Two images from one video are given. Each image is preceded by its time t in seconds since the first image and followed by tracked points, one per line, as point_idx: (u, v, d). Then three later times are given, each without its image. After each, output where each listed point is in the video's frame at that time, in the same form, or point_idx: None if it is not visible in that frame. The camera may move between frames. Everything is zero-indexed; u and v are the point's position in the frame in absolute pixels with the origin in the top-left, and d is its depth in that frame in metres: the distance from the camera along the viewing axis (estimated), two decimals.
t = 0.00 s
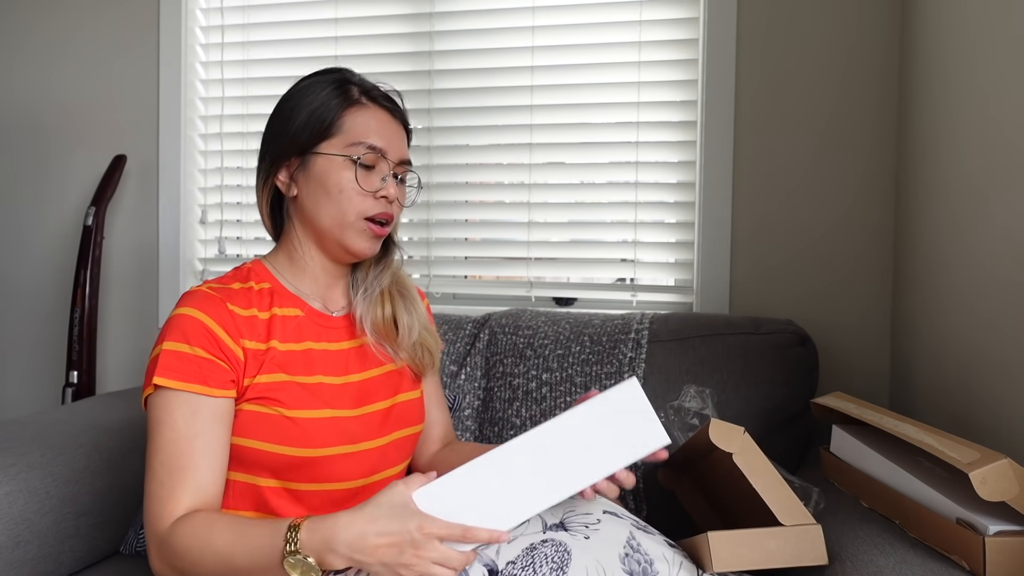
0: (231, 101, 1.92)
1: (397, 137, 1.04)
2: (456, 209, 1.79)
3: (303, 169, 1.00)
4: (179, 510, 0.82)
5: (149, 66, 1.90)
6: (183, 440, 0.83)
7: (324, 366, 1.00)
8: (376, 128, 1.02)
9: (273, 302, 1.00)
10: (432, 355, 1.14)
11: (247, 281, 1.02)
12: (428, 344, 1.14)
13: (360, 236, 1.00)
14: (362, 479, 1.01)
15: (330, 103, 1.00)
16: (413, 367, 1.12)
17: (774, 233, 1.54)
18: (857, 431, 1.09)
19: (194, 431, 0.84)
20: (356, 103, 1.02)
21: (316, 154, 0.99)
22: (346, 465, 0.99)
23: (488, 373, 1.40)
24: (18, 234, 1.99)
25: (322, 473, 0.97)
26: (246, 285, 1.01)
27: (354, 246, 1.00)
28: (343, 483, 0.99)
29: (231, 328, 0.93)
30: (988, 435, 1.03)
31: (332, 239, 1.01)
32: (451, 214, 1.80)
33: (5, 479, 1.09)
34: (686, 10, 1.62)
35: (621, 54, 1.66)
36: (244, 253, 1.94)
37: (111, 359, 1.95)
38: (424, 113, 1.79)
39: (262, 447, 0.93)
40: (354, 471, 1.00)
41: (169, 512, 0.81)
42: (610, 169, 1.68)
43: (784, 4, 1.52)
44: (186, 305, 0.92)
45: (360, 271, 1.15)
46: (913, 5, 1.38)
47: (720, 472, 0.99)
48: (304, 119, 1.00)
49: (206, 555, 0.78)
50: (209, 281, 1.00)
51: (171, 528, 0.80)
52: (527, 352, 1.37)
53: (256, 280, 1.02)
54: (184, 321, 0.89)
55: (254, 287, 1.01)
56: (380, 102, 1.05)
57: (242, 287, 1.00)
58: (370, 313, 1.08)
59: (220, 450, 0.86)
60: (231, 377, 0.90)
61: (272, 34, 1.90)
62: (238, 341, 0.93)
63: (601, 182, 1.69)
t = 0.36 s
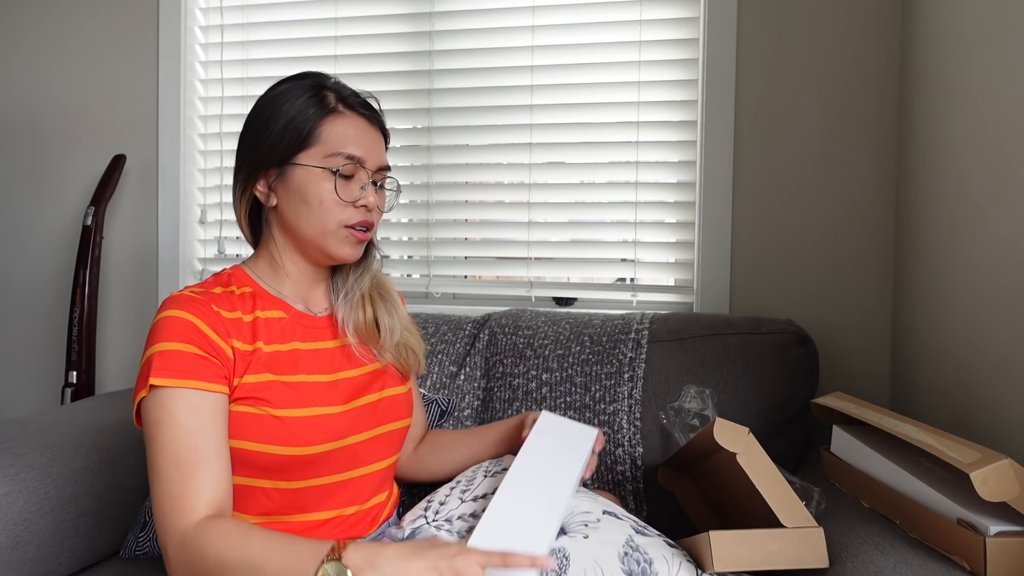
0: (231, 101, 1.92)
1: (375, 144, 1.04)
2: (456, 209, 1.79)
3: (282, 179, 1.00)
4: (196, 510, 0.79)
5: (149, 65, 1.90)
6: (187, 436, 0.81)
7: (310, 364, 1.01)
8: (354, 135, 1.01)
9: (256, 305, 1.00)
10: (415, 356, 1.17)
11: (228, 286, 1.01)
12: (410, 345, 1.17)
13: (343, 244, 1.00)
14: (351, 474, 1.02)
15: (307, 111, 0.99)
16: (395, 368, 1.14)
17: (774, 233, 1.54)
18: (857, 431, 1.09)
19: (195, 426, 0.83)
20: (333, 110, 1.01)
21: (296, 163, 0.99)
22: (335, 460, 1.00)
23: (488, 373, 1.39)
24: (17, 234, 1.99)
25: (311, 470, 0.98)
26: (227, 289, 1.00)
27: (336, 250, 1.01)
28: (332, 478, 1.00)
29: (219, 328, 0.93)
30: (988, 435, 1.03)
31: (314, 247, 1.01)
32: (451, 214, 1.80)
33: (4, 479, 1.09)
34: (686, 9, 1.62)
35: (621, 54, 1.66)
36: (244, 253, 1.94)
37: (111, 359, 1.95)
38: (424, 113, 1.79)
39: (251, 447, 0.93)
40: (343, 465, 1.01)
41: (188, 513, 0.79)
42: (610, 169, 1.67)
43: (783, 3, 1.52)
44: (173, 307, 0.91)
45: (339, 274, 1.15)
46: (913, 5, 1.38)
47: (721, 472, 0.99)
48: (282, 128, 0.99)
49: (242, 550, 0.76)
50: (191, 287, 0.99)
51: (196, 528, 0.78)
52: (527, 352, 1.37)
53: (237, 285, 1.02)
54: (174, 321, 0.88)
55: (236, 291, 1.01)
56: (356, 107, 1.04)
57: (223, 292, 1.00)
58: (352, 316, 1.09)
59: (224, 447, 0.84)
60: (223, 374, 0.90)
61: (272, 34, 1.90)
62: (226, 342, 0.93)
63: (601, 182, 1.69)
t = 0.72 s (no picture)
0: (231, 101, 1.92)
1: (385, 146, 1.03)
2: (456, 209, 1.79)
3: (288, 182, 1.00)
4: (218, 507, 0.79)
5: (149, 65, 1.90)
6: (203, 438, 0.81)
7: (316, 368, 1.01)
8: (360, 136, 1.01)
9: (263, 307, 1.00)
10: (420, 358, 1.14)
11: (235, 287, 1.01)
12: (415, 347, 1.14)
13: (347, 249, 1.00)
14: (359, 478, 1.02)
15: (314, 112, 0.99)
16: (401, 371, 1.12)
17: (774, 233, 1.54)
18: (857, 431, 1.09)
19: (210, 427, 0.83)
20: (340, 111, 1.01)
21: (303, 165, 0.99)
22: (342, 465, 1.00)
23: (488, 374, 1.39)
24: (17, 233, 1.99)
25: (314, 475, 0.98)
26: (235, 291, 1.01)
27: (343, 255, 1.00)
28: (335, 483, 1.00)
29: (227, 331, 0.93)
30: (988, 435, 1.03)
31: (319, 251, 1.01)
32: (451, 214, 1.80)
33: (5, 479, 1.09)
34: (686, 9, 1.62)
35: (621, 55, 1.66)
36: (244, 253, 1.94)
37: (111, 359, 1.95)
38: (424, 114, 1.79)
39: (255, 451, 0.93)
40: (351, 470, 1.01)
41: (208, 510, 0.79)
42: (610, 169, 1.68)
43: (783, 4, 1.52)
44: (179, 309, 0.91)
45: (343, 275, 1.14)
46: (913, 5, 1.38)
47: (721, 473, 0.99)
48: (289, 130, 0.99)
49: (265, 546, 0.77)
50: (197, 288, 0.99)
51: (219, 526, 0.78)
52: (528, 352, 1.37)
53: (244, 286, 1.02)
54: (182, 325, 0.88)
55: (244, 292, 1.01)
56: (364, 109, 1.04)
57: (231, 293, 1.00)
58: (354, 319, 1.08)
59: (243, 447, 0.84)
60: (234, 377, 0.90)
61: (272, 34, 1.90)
62: (235, 344, 0.93)
63: (601, 182, 1.69)
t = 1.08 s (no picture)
0: (231, 101, 1.92)
1: (387, 139, 1.03)
2: (456, 209, 1.79)
3: (292, 179, 1.01)
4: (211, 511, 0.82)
5: (149, 64, 1.90)
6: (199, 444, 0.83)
7: (316, 373, 1.00)
8: (360, 130, 1.00)
9: (266, 309, 1.00)
10: (425, 371, 1.14)
11: (238, 287, 1.01)
12: (422, 360, 1.14)
13: (351, 245, 0.99)
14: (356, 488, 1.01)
15: (314, 109, 1.00)
16: (405, 382, 1.11)
17: (774, 233, 1.54)
18: (857, 431, 1.09)
19: (205, 435, 0.84)
20: (340, 107, 1.01)
21: (304, 162, 0.99)
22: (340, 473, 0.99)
23: (488, 374, 1.39)
24: (17, 233, 1.99)
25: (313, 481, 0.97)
26: (238, 290, 1.01)
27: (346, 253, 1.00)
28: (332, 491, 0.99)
29: (226, 334, 0.93)
30: (988, 435, 1.03)
31: (324, 249, 1.01)
32: (451, 214, 1.80)
33: (5, 479, 1.09)
34: (686, 9, 1.62)
35: (621, 55, 1.66)
36: (244, 253, 1.94)
37: (111, 359, 1.95)
38: (424, 114, 1.79)
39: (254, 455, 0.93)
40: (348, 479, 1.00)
41: (202, 514, 0.82)
42: (610, 169, 1.68)
43: (783, 4, 1.52)
44: (177, 310, 0.91)
45: (355, 275, 1.15)
46: (913, 4, 1.38)
47: (721, 473, 0.99)
48: (290, 129, 1.00)
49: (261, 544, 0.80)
50: (200, 286, 0.99)
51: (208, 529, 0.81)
52: (527, 352, 1.37)
53: (248, 286, 1.02)
54: (180, 329, 0.89)
55: (246, 292, 1.01)
56: (364, 103, 1.04)
57: (234, 293, 1.00)
58: (362, 325, 1.08)
59: (240, 452, 0.86)
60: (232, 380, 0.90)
61: (272, 34, 1.90)
62: (234, 346, 0.93)
63: (601, 182, 1.69)
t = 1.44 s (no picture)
0: (231, 101, 1.92)
1: (392, 137, 1.04)
2: (456, 209, 1.79)
3: (299, 177, 1.01)
4: (211, 514, 0.82)
5: (149, 64, 1.90)
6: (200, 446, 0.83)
7: (317, 373, 1.00)
8: (367, 128, 1.01)
9: (268, 309, 1.00)
10: (426, 371, 1.14)
11: (241, 287, 1.01)
12: (423, 359, 1.15)
13: (360, 240, 0.99)
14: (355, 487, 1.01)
15: (321, 108, 1.00)
16: (407, 382, 1.12)
17: (774, 232, 1.54)
18: (857, 431, 1.09)
19: (207, 436, 0.84)
20: (346, 105, 1.02)
21: (312, 160, 0.99)
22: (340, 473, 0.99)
23: (488, 374, 1.39)
24: (17, 233, 1.99)
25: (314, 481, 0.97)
26: (240, 291, 1.00)
27: (355, 250, 1.00)
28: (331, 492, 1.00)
29: (230, 335, 0.93)
30: (988, 435, 1.03)
31: (331, 246, 1.01)
32: (451, 215, 1.80)
33: (5, 479, 1.09)
34: (687, 9, 1.62)
35: (621, 55, 1.66)
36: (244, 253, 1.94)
37: (111, 359, 1.95)
38: (423, 114, 1.79)
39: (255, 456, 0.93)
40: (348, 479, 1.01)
41: (201, 517, 0.82)
42: (610, 169, 1.68)
43: (783, 3, 1.52)
44: (181, 311, 0.91)
45: (356, 276, 1.14)
46: (913, 3, 1.38)
47: (721, 473, 0.99)
48: (297, 128, 1.00)
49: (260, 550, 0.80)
50: (203, 287, 0.99)
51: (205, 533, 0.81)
52: (527, 352, 1.37)
53: (251, 286, 1.02)
54: (184, 330, 0.89)
55: (249, 293, 1.01)
56: (369, 102, 1.05)
57: (237, 294, 1.00)
58: (365, 325, 1.08)
59: (239, 456, 0.86)
60: (234, 382, 0.90)
61: (272, 34, 1.90)
62: (237, 345, 0.93)
63: (601, 182, 1.69)
